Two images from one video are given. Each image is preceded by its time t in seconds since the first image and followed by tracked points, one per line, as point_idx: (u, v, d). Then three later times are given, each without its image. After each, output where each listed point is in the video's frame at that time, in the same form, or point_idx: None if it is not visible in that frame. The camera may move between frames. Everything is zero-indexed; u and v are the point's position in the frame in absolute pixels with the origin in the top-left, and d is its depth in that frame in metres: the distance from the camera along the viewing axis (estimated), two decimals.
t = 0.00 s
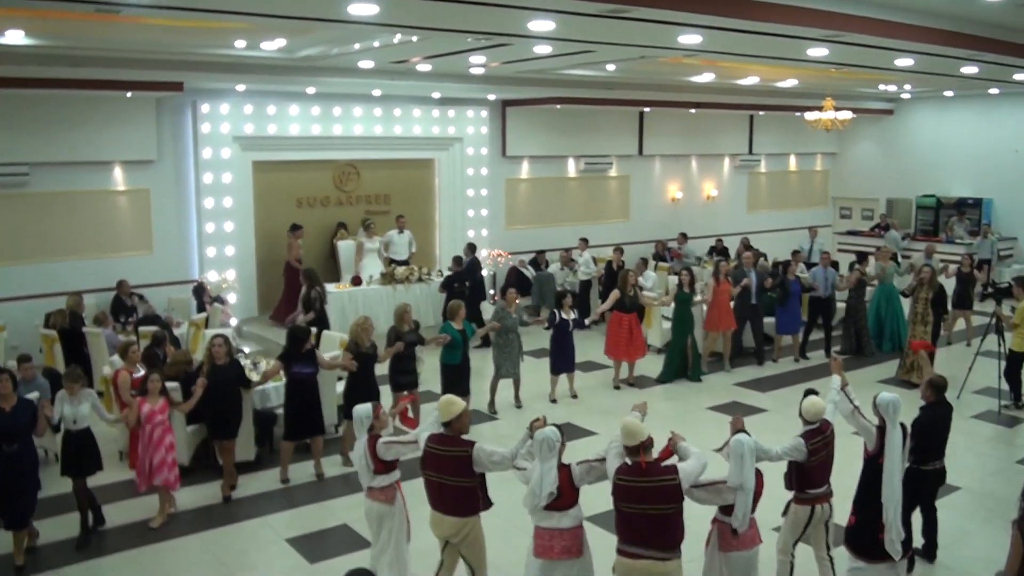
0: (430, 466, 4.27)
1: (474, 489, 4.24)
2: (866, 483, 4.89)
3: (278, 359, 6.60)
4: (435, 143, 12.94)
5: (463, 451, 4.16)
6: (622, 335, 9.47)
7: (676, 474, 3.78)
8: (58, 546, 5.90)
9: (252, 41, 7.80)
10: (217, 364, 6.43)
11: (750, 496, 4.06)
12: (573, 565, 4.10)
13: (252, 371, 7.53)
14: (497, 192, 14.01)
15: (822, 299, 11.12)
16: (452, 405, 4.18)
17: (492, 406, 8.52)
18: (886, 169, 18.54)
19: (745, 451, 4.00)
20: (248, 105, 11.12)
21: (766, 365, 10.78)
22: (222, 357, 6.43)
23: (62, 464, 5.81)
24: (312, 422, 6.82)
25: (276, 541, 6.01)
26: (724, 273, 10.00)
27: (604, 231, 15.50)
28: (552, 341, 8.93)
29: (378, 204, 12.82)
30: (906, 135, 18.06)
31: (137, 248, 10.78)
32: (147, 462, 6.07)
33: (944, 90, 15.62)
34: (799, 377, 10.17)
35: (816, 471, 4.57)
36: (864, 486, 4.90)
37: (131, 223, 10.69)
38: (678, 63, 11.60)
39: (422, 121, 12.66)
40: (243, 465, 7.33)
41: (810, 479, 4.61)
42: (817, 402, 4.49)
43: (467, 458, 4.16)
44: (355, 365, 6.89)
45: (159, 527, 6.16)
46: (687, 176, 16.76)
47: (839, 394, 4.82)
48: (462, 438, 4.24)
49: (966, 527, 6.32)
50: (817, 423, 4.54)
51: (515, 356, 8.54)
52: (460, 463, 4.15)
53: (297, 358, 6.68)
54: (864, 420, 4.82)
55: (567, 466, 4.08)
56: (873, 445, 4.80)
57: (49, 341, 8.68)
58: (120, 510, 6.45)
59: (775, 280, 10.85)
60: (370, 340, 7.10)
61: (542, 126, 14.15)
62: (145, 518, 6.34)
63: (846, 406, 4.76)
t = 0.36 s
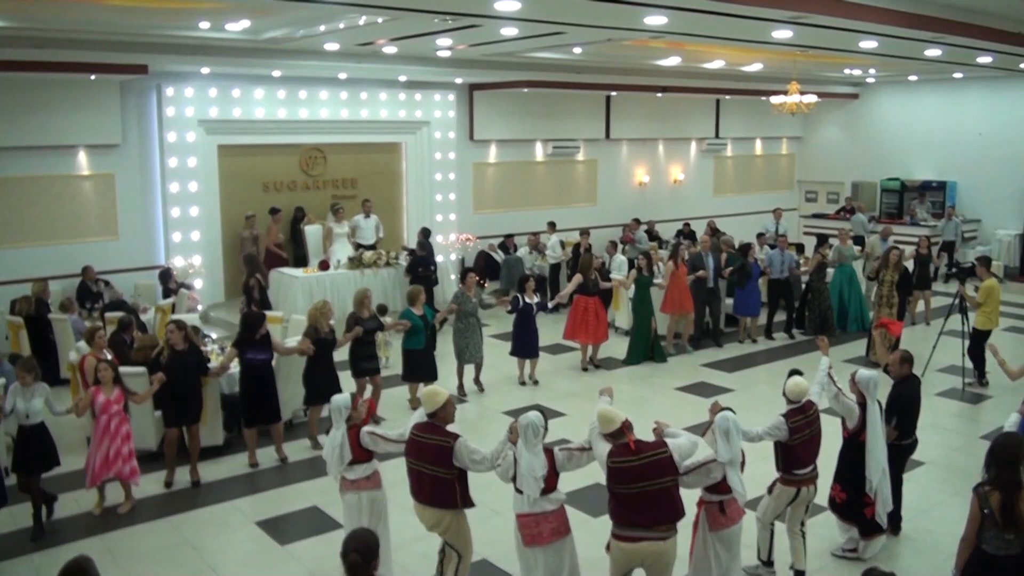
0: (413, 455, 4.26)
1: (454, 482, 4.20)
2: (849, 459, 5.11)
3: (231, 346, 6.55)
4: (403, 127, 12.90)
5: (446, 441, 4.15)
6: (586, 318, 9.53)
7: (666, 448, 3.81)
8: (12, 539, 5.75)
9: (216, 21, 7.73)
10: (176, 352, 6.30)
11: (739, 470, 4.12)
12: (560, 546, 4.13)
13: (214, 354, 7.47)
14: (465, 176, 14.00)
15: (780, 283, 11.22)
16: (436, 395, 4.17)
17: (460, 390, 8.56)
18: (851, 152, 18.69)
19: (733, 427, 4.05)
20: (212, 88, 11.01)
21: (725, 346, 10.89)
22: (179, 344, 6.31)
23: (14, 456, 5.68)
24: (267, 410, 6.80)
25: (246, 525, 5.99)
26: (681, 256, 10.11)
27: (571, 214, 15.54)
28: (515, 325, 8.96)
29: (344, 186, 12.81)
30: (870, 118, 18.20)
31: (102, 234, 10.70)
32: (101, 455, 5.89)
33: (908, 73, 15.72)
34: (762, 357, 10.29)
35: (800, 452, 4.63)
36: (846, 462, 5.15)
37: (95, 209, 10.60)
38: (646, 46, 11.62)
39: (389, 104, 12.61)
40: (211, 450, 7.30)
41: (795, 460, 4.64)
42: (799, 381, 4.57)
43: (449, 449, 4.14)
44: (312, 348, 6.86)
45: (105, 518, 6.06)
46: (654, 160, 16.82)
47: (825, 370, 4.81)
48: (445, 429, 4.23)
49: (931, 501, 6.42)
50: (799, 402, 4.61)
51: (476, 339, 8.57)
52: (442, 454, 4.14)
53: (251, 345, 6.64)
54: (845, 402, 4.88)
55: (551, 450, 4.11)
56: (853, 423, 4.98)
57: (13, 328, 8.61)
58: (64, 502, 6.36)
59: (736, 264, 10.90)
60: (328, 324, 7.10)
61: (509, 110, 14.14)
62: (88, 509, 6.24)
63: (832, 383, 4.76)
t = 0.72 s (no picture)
0: (396, 432, 4.27)
1: (438, 458, 4.26)
2: (832, 442, 5.15)
3: (208, 335, 6.55)
4: (384, 118, 12.88)
5: (428, 420, 4.16)
6: (567, 307, 9.56)
7: (649, 429, 3.83)
8: None
9: (197, 11, 7.72)
10: (151, 342, 6.22)
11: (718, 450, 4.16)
12: (535, 526, 4.17)
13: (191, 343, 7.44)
14: (446, 167, 13.98)
15: (759, 271, 11.28)
16: (418, 374, 4.18)
17: (441, 379, 8.58)
18: (832, 143, 18.76)
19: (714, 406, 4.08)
20: (192, 78, 10.97)
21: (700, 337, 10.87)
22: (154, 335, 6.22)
23: None
24: (245, 400, 6.79)
25: (227, 514, 5.99)
26: (660, 245, 10.14)
27: (554, 205, 15.55)
28: (497, 314, 8.98)
29: (325, 177, 12.80)
30: (853, 108, 18.26)
31: (82, 226, 10.66)
32: (81, 444, 5.86)
33: (888, 63, 15.80)
34: (743, 346, 10.33)
35: (782, 429, 4.66)
36: (828, 445, 5.19)
37: (74, 200, 10.55)
38: (627, 36, 11.63)
39: (370, 95, 12.58)
40: (193, 441, 7.29)
41: (776, 437, 4.70)
42: (785, 361, 4.59)
43: (432, 428, 4.16)
44: (290, 333, 6.86)
45: (73, 517, 5.93)
46: (635, 151, 16.84)
47: (813, 353, 4.80)
48: (428, 408, 4.24)
49: (910, 486, 6.47)
50: (785, 381, 4.62)
51: (457, 327, 8.58)
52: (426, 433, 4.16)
53: (228, 334, 6.65)
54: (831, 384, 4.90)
55: (533, 430, 4.11)
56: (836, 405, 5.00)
57: None
58: (28, 499, 6.24)
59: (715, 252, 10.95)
60: (306, 314, 7.07)
61: (490, 100, 14.14)
62: (52, 506, 6.12)
63: (818, 366, 4.74)
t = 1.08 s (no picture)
0: (376, 421, 4.29)
1: (418, 449, 4.28)
2: (814, 433, 5.06)
3: (189, 326, 6.56)
4: (366, 109, 12.87)
5: (410, 410, 4.17)
6: (549, 297, 9.57)
7: (634, 418, 3.86)
8: None
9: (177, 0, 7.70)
10: (122, 334, 6.18)
11: (698, 438, 4.15)
12: (511, 514, 4.18)
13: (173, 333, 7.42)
14: (428, 158, 13.98)
15: (739, 261, 11.33)
16: (399, 363, 4.19)
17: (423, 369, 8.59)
18: (813, 133, 18.84)
19: (695, 392, 4.09)
20: (173, 68, 10.94)
21: (683, 326, 10.95)
22: (124, 327, 6.18)
23: None
24: (226, 392, 6.78)
25: (210, 504, 6.00)
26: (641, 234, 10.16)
27: (536, 196, 15.57)
28: (480, 305, 8.99)
29: (307, 168, 12.77)
30: (834, 98, 18.33)
31: (63, 218, 10.61)
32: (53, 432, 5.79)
33: (868, 54, 15.86)
34: (724, 335, 10.38)
35: (764, 418, 4.70)
36: (809, 435, 5.09)
37: (54, 191, 10.50)
38: (609, 26, 11.65)
39: (351, 86, 12.56)
40: (175, 431, 7.29)
41: (758, 425, 4.73)
42: (768, 350, 4.65)
43: (412, 418, 4.18)
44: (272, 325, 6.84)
45: (54, 508, 5.92)
46: (618, 142, 16.87)
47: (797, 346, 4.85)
48: (409, 398, 4.25)
49: (890, 472, 6.53)
50: (769, 371, 4.67)
51: (438, 317, 8.58)
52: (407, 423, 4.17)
53: (209, 326, 6.65)
54: (816, 377, 4.88)
55: (514, 420, 4.13)
56: (820, 397, 4.97)
57: None
58: (11, 490, 6.23)
59: (696, 241, 10.98)
60: (288, 304, 7.05)
61: (471, 91, 14.14)
62: (34, 497, 6.12)
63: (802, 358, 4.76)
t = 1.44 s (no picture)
0: (354, 415, 4.28)
1: (395, 444, 4.26)
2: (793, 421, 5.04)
3: (172, 317, 6.57)
4: (348, 99, 12.84)
5: (388, 405, 4.17)
6: (532, 287, 9.58)
7: (614, 410, 3.89)
8: None
9: None
10: (96, 326, 6.15)
11: (677, 430, 4.17)
12: (486, 506, 4.20)
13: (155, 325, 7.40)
14: (410, 148, 13.96)
15: (723, 250, 11.36)
16: (375, 359, 4.16)
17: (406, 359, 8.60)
18: (794, 123, 18.89)
19: (675, 385, 4.09)
20: (154, 58, 10.85)
21: (666, 314, 10.99)
22: (100, 319, 6.15)
23: None
24: (210, 384, 6.76)
25: (193, 494, 5.99)
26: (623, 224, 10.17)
27: (518, 186, 15.58)
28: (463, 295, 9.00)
29: (289, 158, 12.74)
30: (815, 88, 18.38)
31: (43, 209, 10.55)
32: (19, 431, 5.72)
33: (850, 44, 15.91)
34: (707, 324, 10.41)
35: (744, 411, 4.70)
36: (791, 421, 5.10)
37: (35, 182, 10.44)
38: (590, 15, 11.64)
39: (332, 75, 12.53)
40: (159, 421, 7.28)
41: (738, 418, 4.73)
42: (749, 341, 4.67)
43: (390, 413, 4.17)
44: (254, 320, 6.83)
45: (35, 499, 5.90)
46: (600, 131, 16.89)
47: (779, 336, 4.87)
48: (387, 392, 4.25)
49: (870, 458, 6.57)
50: (748, 362, 4.70)
51: (419, 307, 8.58)
52: (385, 417, 4.18)
53: (191, 317, 6.65)
54: (798, 364, 4.87)
55: (489, 414, 4.11)
56: (802, 384, 4.97)
57: None
58: None
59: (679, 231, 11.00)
60: (270, 295, 7.05)
61: (453, 81, 14.13)
62: (16, 488, 6.10)
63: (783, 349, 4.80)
